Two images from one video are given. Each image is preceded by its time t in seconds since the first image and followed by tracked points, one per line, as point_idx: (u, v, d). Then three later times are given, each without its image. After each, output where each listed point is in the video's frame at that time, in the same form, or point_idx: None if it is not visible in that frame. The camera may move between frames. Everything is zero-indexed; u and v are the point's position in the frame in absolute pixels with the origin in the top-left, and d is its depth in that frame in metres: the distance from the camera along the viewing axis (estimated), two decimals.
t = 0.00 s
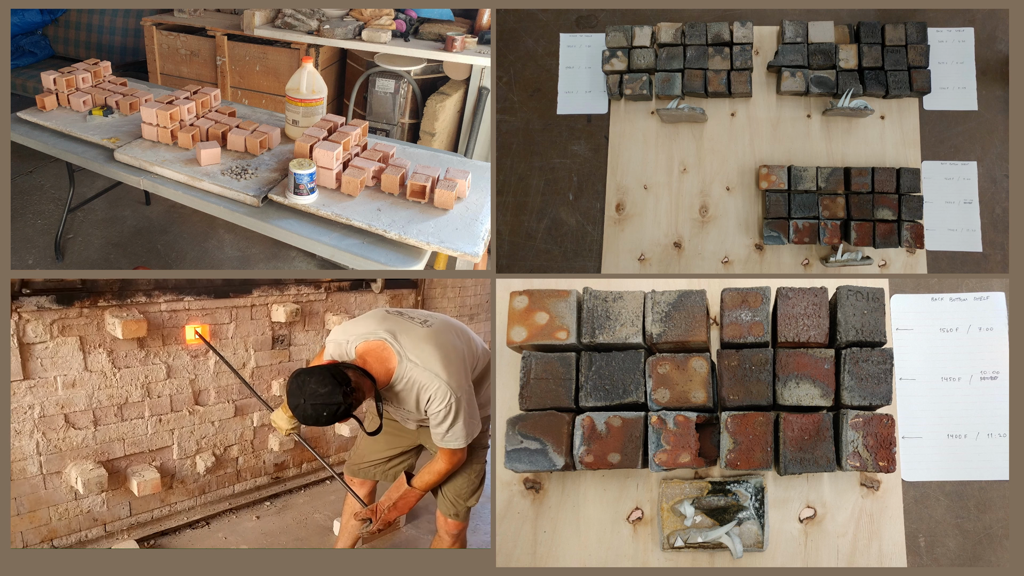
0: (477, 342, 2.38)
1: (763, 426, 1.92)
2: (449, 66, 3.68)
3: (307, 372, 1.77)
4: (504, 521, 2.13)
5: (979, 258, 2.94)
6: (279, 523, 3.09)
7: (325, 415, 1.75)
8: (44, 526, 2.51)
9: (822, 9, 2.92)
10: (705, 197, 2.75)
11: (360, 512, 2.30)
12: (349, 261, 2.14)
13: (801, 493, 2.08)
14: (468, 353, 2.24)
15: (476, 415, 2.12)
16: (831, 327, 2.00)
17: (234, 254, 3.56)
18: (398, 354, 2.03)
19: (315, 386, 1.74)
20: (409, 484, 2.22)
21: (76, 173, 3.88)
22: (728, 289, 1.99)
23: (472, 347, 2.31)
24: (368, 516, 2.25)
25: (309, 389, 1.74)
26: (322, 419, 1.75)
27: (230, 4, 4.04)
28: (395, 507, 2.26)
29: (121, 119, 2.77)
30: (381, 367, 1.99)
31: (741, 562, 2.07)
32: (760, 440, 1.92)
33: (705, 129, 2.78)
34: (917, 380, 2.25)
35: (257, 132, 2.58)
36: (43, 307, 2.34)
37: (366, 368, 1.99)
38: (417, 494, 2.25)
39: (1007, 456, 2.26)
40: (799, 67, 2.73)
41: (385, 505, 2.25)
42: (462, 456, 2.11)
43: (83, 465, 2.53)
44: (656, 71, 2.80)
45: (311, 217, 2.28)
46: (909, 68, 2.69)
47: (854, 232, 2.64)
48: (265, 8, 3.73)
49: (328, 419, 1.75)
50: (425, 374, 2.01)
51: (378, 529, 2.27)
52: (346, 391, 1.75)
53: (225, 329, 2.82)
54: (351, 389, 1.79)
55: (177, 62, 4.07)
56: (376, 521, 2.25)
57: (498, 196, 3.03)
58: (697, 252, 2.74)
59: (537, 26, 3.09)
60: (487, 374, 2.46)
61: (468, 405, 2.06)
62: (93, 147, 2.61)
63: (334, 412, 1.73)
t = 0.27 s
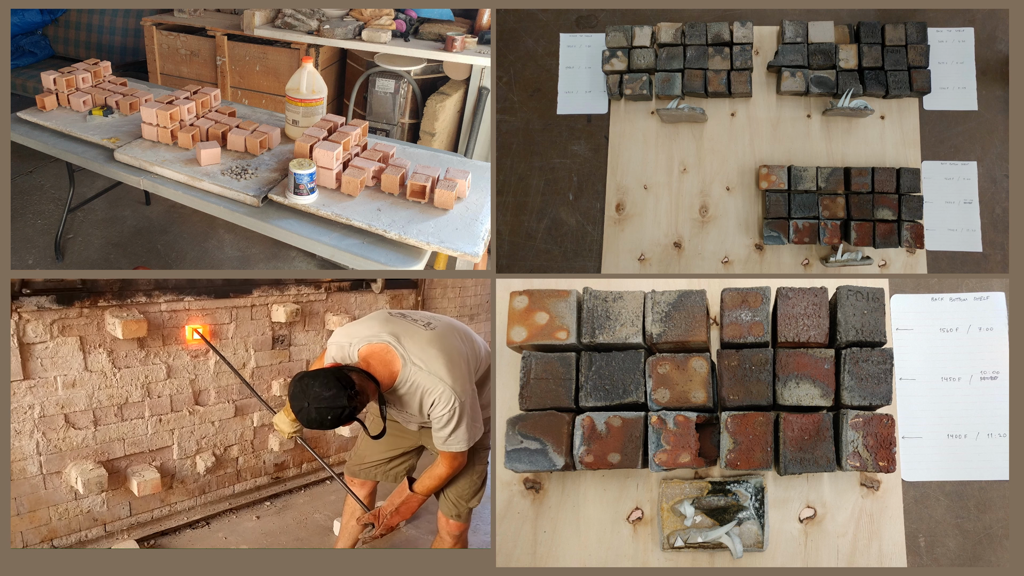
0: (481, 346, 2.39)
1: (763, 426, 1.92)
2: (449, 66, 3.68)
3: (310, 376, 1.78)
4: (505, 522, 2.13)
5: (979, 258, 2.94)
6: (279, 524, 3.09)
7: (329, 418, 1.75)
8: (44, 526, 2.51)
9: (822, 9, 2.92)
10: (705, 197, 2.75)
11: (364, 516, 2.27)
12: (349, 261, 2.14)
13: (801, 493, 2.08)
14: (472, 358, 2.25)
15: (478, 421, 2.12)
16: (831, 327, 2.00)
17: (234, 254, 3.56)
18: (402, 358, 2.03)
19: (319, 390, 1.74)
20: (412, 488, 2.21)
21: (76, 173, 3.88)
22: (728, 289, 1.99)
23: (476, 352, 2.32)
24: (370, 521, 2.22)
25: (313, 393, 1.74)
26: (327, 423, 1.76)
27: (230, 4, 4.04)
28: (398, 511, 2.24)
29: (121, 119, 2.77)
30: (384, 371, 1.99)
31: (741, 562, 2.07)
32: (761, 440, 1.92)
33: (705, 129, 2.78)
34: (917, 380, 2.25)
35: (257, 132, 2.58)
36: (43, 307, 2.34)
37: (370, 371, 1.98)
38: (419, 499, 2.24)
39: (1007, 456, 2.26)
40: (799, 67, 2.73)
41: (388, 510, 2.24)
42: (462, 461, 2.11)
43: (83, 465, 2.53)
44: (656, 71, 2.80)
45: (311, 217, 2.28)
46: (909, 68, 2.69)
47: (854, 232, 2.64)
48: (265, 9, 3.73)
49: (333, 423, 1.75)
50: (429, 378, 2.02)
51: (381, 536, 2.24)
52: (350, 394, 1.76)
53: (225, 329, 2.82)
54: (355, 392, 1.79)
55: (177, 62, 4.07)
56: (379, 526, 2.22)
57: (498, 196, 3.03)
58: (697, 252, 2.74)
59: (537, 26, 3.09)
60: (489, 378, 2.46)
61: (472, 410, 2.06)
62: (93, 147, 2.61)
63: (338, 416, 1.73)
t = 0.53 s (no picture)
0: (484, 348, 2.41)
1: (763, 426, 1.92)
2: (449, 66, 3.68)
3: (318, 376, 1.78)
4: (505, 522, 2.13)
5: (979, 258, 2.94)
6: (279, 524, 3.09)
7: (337, 420, 1.75)
8: (44, 526, 2.51)
9: (822, 9, 2.92)
10: (705, 197, 2.75)
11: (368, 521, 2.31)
12: (349, 261, 2.14)
13: (801, 493, 2.08)
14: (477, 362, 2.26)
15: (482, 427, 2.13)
16: (831, 327, 2.00)
17: (234, 254, 3.56)
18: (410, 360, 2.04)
19: (328, 390, 1.74)
20: (414, 496, 2.23)
21: (76, 173, 3.88)
22: (728, 289, 1.99)
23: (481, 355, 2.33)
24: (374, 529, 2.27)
25: (321, 394, 1.74)
26: (335, 424, 1.75)
27: (230, 4, 4.04)
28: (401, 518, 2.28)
29: (121, 119, 2.77)
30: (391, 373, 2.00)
31: (741, 562, 2.07)
32: (761, 440, 1.92)
33: (705, 129, 2.78)
34: (917, 380, 2.25)
35: (257, 132, 2.58)
36: (42, 306, 2.33)
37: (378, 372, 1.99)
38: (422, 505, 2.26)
39: (1007, 456, 2.26)
40: (799, 67, 2.73)
41: (391, 517, 2.28)
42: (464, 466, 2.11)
43: (82, 465, 2.53)
44: (656, 71, 2.80)
45: (311, 217, 2.28)
46: (909, 68, 2.69)
47: (854, 232, 2.64)
48: (265, 9, 3.73)
49: (341, 424, 1.75)
50: (437, 382, 2.03)
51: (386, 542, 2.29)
52: (359, 395, 1.76)
53: (225, 328, 2.82)
54: (364, 394, 1.79)
55: (177, 62, 4.07)
56: (382, 534, 2.27)
57: (498, 196, 3.03)
58: (697, 252, 2.74)
59: (537, 26, 3.09)
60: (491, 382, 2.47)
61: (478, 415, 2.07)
62: (93, 147, 2.61)
63: (347, 417, 1.73)
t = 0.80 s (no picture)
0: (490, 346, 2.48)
1: (763, 426, 1.92)
2: (449, 66, 3.68)
3: (337, 376, 1.77)
4: (505, 522, 2.13)
5: (979, 258, 2.94)
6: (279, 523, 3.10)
7: (357, 420, 1.73)
8: (44, 526, 2.51)
9: (822, 9, 2.92)
10: (705, 197, 2.75)
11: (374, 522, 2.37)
12: (349, 261, 2.14)
13: (801, 493, 2.08)
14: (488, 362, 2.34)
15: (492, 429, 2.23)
16: (831, 327, 2.00)
17: (234, 254, 3.56)
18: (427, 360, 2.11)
19: (349, 389, 1.73)
20: (424, 501, 2.29)
21: (76, 173, 3.88)
22: (728, 289, 1.99)
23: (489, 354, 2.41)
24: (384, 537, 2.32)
25: (341, 392, 1.73)
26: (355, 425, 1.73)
27: (230, 4, 4.04)
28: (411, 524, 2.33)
29: (121, 119, 2.77)
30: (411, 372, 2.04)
31: (741, 562, 2.07)
32: (760, 440, 1.92)
33: (705, 129, 2.78)
34: (917, 380, 2.25)
35: (257, 132, 2.58)
36: (43, 306, 2.33)
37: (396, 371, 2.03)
38: (432, 510, 2.32)
39: (1007, 456, 2.26)
40: (799, 67, 2.73)
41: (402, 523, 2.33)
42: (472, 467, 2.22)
43: (82, 465, 2.53)
44: (656, 71, 2.80)
45: (311, 217, 2.28)
46: (909, 68, 2.69)
47: (854, 232, 2.64)
48: (265, 8, 3.73)
49: (362, 424, 1.73)
50: (457, 383, 2.11)
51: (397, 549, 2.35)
52: (381, 395, 1.76)
53: (225, 328, 2.82)
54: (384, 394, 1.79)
55: (177, 62, 4.07)
56: (393, 541, 2.33)
57: (498, 196, 3.03)
58: (697, 252, 2.74)
59: (537, 26, 3.09)
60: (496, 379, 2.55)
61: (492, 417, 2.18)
62: (93, 147, 2.61)
63: (368, 416, 1.73)
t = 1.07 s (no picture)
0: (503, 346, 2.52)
1: (763, 426, 1.92)
2: (449, 66, 3.68)
3: (367, 369, 1.76)
4: (505, 522, 2.13)
5: (979, 258, 2.94)
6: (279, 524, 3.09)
7: (388, 415, 1.72)
8: (44, 526, 2.52)
9: (822, 9, 2.92)
10: (705, 197, 2.75)
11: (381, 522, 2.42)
12: (349, 261, 2.14)
13: (801, 493, 2.08)
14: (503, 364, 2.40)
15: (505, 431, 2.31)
16: (831, 327, 2.00)
17: (234, 254, 3.56)
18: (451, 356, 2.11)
19: (381, 382, 1.72)
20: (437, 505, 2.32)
21: (76, 173, 3.88)
22: (728, 289, 1.99)
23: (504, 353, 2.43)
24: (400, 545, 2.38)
25: (373, 385, 1.72)
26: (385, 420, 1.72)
27: (230, 4, 4.04)
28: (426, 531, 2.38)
29: (121, 119, 2.77)
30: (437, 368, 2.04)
31: (741, 562, 2.07)
32: (761, 440, 1.92)
33: (705, 129, 2.78)
34: (917, 380, 2.25)
35: (257, 132, 2.58)
36: (43, 306, 2.34)
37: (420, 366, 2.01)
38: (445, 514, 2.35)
39: (1007, 456, 2.26)
40: (799, 67, 2.73)
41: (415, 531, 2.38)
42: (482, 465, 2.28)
43: (82, 465, 2.54)
44: (656, 71, 2.80)
45: (311, 217, 2.28)
46: (909, 68, 2.69)
47: (853, 232, 2.64)
48: (265, 9, 3.73)
49: (392, 419, 1.72)
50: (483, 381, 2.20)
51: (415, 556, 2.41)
52: (412, 390, 1.75)
53: (225, 328, 2.82)
54: (414, 390, 1.78)
55: (177, 62, 4.07)
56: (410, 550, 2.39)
57: (498, 196, 3.03)
58: (697, 252, 2.74)
59: (537, 26, 3.09)
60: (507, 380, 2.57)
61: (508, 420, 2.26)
62: (94, 147, 2.61)
63: (400, 411, 1.72)
